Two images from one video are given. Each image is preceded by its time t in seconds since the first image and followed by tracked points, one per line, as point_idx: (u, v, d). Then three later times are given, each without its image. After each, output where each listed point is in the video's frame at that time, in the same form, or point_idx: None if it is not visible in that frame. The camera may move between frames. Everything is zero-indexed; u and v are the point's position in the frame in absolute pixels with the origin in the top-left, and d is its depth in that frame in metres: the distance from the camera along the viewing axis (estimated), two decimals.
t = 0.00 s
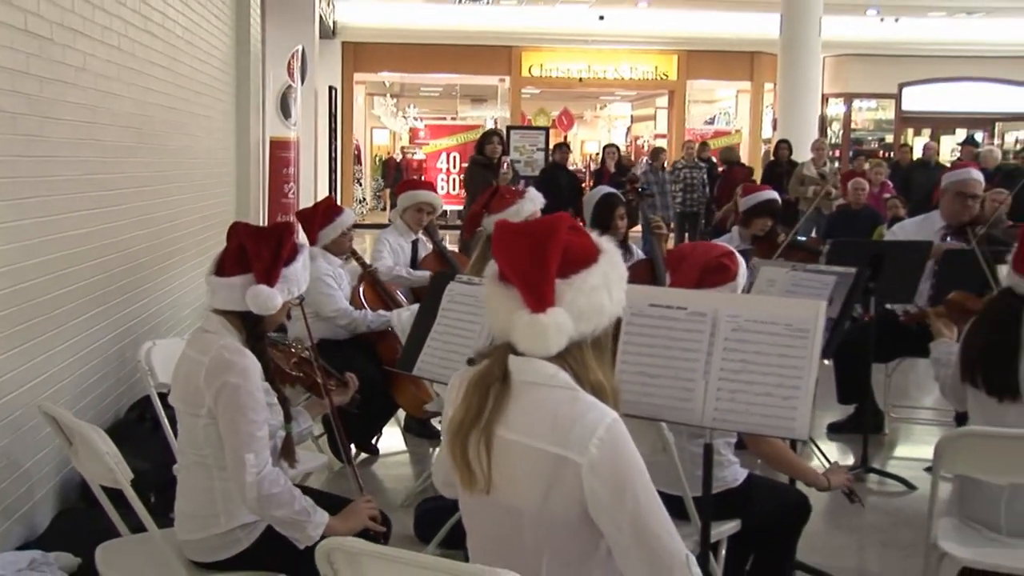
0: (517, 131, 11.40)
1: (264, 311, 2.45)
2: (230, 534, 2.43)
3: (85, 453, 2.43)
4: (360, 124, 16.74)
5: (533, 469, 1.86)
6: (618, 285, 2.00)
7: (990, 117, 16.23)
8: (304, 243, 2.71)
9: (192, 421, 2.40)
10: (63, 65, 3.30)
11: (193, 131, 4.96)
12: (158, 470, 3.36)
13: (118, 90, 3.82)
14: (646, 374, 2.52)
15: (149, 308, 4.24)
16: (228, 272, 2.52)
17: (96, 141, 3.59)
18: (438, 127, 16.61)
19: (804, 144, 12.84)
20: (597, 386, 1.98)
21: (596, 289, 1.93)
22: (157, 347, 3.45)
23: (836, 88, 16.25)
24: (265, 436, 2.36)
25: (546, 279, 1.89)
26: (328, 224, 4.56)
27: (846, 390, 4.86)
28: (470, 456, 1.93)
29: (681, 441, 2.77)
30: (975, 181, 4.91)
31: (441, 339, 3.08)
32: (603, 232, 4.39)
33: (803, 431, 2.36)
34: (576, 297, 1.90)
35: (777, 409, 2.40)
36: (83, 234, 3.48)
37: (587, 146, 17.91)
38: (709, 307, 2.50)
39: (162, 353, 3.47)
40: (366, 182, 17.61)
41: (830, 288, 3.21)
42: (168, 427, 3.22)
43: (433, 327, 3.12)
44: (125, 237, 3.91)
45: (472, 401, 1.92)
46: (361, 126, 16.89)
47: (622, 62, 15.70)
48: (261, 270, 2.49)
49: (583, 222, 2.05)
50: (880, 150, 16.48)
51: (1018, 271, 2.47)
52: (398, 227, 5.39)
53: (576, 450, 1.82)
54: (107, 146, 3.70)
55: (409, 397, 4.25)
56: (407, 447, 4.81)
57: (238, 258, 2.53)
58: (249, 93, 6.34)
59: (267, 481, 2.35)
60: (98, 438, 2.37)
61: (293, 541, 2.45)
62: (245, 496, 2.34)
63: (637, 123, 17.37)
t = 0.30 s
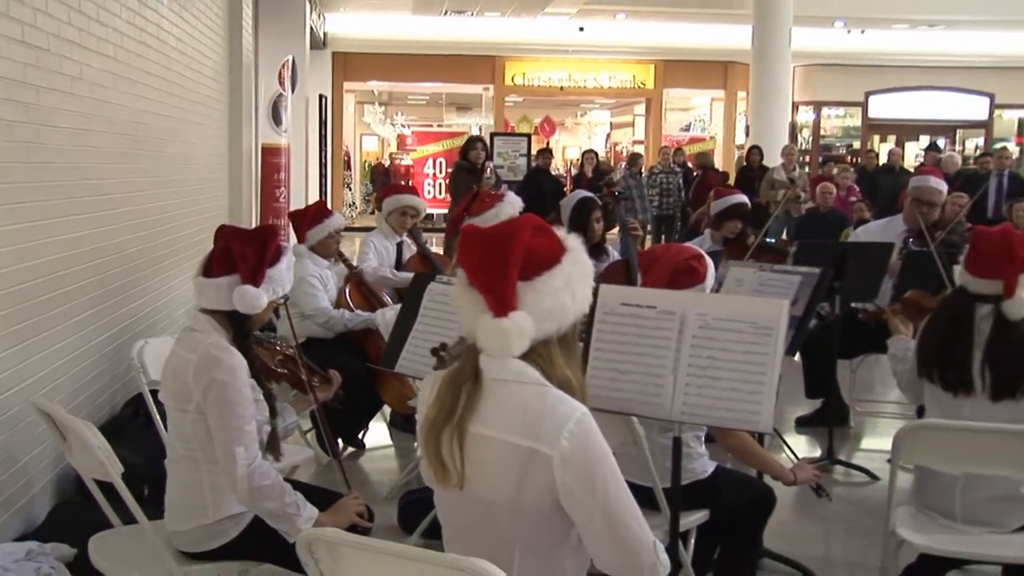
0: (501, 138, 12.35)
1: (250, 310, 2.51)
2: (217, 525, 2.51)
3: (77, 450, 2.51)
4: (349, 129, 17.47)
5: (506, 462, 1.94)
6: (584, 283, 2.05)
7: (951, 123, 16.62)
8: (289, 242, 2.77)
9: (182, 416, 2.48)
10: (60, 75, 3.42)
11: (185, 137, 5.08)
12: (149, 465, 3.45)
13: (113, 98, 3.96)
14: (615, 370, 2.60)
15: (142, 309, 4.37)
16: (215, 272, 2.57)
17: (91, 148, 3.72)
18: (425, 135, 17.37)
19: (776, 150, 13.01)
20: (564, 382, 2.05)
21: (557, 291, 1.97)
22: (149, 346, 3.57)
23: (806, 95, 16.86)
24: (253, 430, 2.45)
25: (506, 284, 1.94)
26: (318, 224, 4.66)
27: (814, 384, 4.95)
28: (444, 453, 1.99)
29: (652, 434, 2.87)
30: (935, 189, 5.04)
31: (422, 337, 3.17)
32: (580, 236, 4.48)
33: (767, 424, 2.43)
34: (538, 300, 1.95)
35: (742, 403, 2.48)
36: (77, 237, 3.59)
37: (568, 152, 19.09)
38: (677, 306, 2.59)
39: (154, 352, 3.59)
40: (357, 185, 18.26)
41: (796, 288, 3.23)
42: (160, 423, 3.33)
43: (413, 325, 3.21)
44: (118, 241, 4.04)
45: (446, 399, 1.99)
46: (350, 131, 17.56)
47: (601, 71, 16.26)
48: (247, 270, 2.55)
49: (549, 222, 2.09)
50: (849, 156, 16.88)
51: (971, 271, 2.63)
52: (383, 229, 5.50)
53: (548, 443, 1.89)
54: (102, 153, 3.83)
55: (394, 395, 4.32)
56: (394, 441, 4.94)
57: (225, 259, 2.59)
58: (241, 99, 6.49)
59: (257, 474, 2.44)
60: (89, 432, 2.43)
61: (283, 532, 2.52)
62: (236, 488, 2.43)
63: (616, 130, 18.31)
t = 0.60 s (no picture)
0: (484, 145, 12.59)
1: (237, 309, 2.63)
2: (206, 517, 2.63)
3: (71, 446, 2.58)
4: (337, 137, 17.86)
5: (472, 454, 1.99)
6: (556, 285, 2.07)
7: (914, 128, 16.99)
8: (273, 244, 2.89)
9: (171, 412, 2.58)
10: (55, 86, 3.54)
11: (177, 145, 5.22)
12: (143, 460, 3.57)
13: (107, 107, 4.10)
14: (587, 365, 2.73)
15: (134, 311, 4.50)
16: (202, 274, 2.69)
17: (85, 155, 3.85)
18: (412, 141, 17.82)
19: (746, 154, 13.19)
20: (536, 382, 2.09)
21: (526, 293, 2.00)
22: (142, 346, 3.70)
23: (775, 102, 17.01)
24: (240, 425, 2.54)
25: (473, 286, 1.98)
26: (306, 226, 4.83)
27: (781, 377, 5.11)
28: (417, 445, 2.07)
29: (625, 427, 3.00)
30: (895, 192, 5.17)
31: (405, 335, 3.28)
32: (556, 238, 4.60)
33: (732, 417, 2.54)
34: (505, 302, 1.98)
35: (709, 396, 2.60)
36: (72, 242, 3.73)
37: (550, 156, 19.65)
38: (647, 303, 2.72)
39: (148, 352, 3.72)
40: (345, 190, 18.70)
41: (762, 286, 3.41)
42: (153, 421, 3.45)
43: (395, 324, 3.32)
44: (111, 245, 4.17)
45: (419, 393, 2.07)
46: (339, 137, 17.98)
47: (580, 79, 16.70)
48: (233, 271, 2.66)
49: (523, 225, 2.12)
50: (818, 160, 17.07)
51: (924, 270, 2.78)
52: (368, 232, 5.63)
53: (511, 435, 1.94)
54: (96, 161, 3.96)
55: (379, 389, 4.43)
56: (381, 436, 5.07)
57: (211, 261, 2.70)
58: (233, 107, 6.66)
59: (244, 468, 2.51)
60: (82, 430, 2.51)
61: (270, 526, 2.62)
62: (226, 481, 2.51)
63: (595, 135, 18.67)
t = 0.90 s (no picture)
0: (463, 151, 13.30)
1: (219, 308, 2.77)
2: (189, 508, 2.76)
3: (61, 439, 2.66)
4: (323, 142, 18.18)
5: (440, 451, 2.06)
6: (530, 290, 2.19)
7: (876, 137, 17.59)
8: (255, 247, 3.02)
9: (155, 406, 2.71)
10: (48, 93, 3.68)
11: (166, 149, 5.35)
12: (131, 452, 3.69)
13: (99, 114, 4.25)
14: (555, 362, 2.86)
15: (123, 309, 4.63)
16: (186, 274, 2.83)
17: (78, 159, 3.99)
18: (396, 145, 18.23)
19: (713, 162, 13.35)
20: (505, 381, 2.16)
21: (503, 293, 2.12)
22: (131, 343, 3.82)
23: (743, 111, 17.50)
24: (221, 419, 2.66)
25: (455, 283, 2.09)
26: (290, 229, 4.97)
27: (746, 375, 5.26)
28: (390, 437, 2.13)
29: (592, 421, 3.13)
30: (853, 196, 5.24)
31: (382, 334, 3.40)
32: (529, 243, 4.76)
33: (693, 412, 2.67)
34: (484, 300, 2.09)
35: (672, 392, 2.74)
36: (64, 242, 3.85)
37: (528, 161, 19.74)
38: (614, 303, 2.85)
39: (136, 349, 3.84)
40: (331, 194, 19.04)
41: (726, 286, 3.61)
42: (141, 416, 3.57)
43: (373, 323, 3.44)
44: (102, 245, 4.30)
45: (392, 389, 2.13)
46: (325, 142, 18.30)
47: (556, 88, 17.03)
48: (215, 272, 2.80)
49: (501, 235, 2.25)
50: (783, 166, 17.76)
51: (878, 271, 2.90)
52: (350, 234, 5.74)
53: (478, 435, 2.02)
54: (88, 165, 4.10)
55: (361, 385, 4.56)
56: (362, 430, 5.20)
57: (195, 262, 2.84)
58: (221, 111, 6.82)
59: (225, 459, 2.64)
60: (70, 424, 2.59)
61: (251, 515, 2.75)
62: (207, 472, 2.63)
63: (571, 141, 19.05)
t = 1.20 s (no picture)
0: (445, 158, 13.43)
1: (204, 309, 2.89)
2: (178, 502, 2.86)
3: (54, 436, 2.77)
4: (311, 150, 18.49)
5: (421, 446, 2.08)
6: (508, 291, 2.24)
7: (837, 144, 18.41)
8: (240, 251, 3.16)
9: (146, 400, 2.84)
10: (46, 104, 3.82)
11: (159, 156, 5.50)
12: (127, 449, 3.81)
13: (95, 123, 4.39)
14: (529, 360, 3.00)
15: (117, 311, 4.76)
16: (173, 277, 2.96)
17: (74, 167, 4.12)
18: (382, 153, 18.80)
19: (687, 167, 13.97)
20: (483, 378, 2.19)
21: (483, 294, 2.16)
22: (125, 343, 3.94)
23: (714, 120, 18.33)
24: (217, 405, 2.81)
25: (438, 285, 2.14)
26: (277, 231, 5.20)
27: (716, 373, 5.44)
28: (372, 434, 2.14)
29: (566, 417, 3.27)
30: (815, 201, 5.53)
31: (365, 334, 3.53)
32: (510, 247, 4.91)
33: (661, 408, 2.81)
34: (465, 299, 2.14)
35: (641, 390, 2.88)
36: (60, 246, 3.98)
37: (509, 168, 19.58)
38: (586, 304, 2.98)
39: (130, 349, 3.96)
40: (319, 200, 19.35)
41: (695, 288, 3.78)
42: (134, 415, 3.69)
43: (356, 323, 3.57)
44: (96, 248, 4.43)
45: (373, 387, 2.15)
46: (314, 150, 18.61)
47: (536, 98, 17.64)
48: (201, 275, 2.93)
49: (480, 237, 2.30)
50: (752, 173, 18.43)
51: (842, 273, 3.04)
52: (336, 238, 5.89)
53: (458, 429, 2.04)
54: (83, 172, 4.23)
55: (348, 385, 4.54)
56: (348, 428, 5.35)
57: (182, 266, 2.97)
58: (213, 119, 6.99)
59: (235, 438, 2.83)
60: (62, 421, 2.70)
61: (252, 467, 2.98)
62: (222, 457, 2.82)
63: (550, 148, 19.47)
